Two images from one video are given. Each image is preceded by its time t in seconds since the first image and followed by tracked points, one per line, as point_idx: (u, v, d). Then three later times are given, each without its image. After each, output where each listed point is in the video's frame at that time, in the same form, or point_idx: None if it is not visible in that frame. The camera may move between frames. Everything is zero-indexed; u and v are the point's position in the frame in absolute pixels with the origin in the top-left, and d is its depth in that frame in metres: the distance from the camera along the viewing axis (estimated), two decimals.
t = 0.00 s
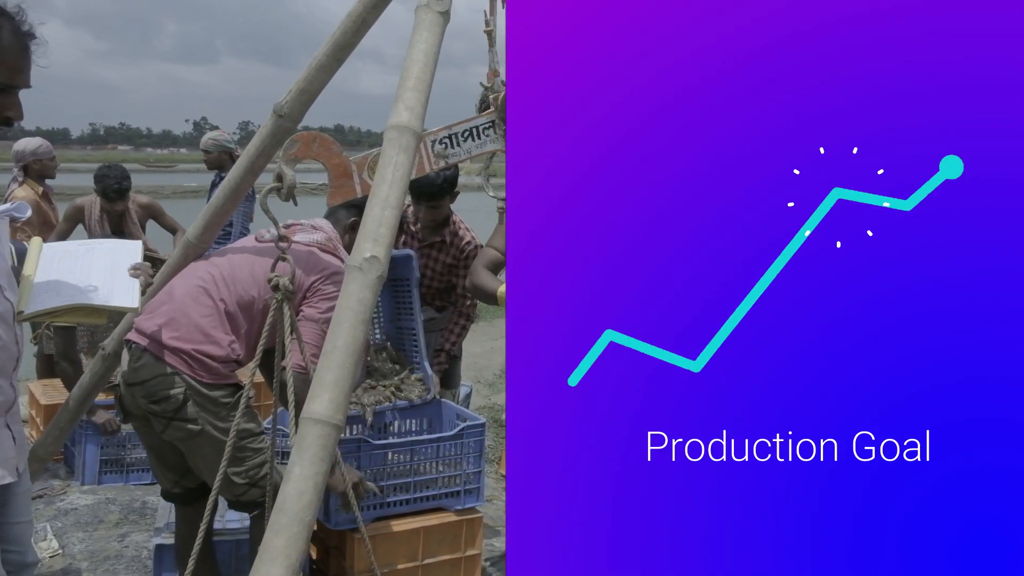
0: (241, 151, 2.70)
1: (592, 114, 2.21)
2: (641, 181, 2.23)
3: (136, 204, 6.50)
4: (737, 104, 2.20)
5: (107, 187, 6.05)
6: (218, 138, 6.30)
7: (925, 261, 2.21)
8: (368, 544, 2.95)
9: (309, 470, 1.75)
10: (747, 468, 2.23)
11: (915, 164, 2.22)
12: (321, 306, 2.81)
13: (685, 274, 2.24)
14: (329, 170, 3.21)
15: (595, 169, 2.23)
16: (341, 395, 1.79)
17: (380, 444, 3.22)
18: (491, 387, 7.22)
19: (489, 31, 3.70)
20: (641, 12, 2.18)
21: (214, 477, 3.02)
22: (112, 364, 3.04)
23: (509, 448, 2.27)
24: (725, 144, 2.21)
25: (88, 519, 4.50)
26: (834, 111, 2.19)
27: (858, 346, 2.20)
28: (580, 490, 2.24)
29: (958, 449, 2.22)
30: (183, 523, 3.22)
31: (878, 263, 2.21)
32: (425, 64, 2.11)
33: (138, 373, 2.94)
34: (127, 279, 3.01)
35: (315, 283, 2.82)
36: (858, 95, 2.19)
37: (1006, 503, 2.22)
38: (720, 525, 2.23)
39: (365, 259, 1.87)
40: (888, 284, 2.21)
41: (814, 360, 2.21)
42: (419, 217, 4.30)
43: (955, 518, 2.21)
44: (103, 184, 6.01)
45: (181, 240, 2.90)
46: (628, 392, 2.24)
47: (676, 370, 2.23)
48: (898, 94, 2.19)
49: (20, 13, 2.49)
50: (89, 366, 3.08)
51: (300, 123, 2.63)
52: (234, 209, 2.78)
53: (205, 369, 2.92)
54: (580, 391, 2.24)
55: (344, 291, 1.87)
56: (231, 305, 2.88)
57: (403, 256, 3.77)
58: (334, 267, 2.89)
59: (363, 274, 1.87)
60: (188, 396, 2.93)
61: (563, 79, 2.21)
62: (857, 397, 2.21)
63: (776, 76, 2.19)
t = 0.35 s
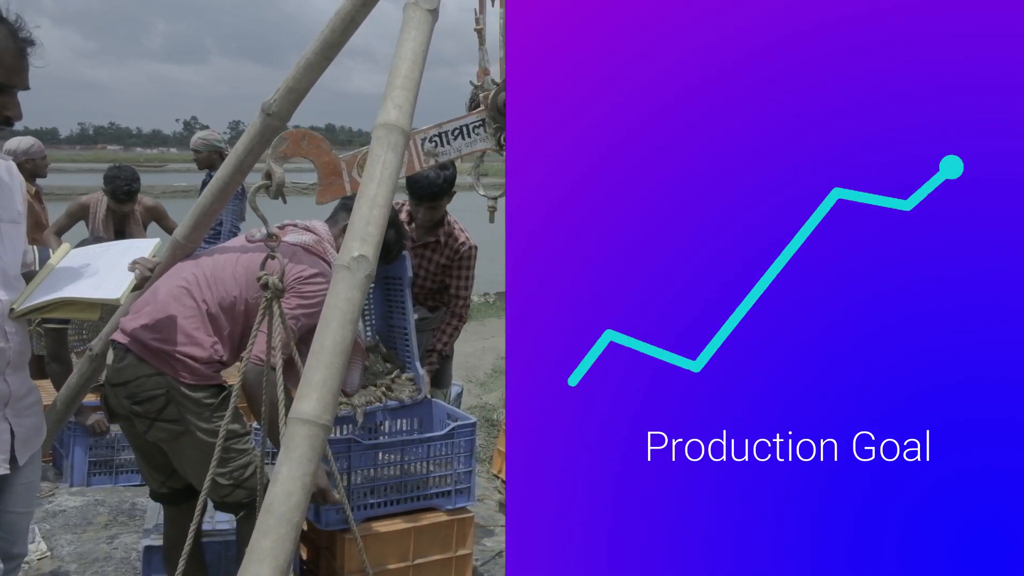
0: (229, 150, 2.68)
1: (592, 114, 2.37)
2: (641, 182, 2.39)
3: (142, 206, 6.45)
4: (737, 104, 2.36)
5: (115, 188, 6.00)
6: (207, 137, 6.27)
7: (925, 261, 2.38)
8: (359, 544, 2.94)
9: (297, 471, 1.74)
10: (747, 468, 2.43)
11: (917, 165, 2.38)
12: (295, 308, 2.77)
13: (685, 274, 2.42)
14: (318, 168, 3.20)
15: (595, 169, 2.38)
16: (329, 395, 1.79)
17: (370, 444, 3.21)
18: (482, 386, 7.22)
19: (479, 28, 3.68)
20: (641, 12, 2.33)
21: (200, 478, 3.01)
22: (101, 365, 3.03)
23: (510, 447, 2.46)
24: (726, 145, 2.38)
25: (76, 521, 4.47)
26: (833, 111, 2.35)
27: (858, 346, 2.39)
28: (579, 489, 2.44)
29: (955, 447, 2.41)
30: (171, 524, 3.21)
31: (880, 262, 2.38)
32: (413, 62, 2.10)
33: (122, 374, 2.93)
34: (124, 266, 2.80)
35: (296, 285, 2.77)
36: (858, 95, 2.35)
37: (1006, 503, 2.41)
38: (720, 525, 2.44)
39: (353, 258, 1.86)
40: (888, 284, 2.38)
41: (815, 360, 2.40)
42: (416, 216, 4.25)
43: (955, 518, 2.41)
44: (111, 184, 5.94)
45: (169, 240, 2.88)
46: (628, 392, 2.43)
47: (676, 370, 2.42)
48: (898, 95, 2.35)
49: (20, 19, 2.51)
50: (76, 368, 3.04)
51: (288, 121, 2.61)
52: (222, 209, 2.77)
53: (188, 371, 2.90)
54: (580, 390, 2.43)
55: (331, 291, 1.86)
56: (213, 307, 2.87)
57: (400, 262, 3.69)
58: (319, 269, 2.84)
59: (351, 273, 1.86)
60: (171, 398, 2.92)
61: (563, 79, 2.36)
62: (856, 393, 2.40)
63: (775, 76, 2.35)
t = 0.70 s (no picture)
0: (216, 148, 2.66)
1: (592, 114, 2.36)
2: (641, 182, 2.38)
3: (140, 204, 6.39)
4: (737, 104, 2.36)
5: (113, 183, 5.96)
6: (195, 135, 6.24)
7: (925, 261, 2.37)
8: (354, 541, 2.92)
9: (285, 470, 1.72)
10: (747, 468, 2.43)
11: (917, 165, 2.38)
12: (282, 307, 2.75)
13: (685, 274, 2.41)
14: (306, 163, 3.19)
15: (595, 169, 2.38)
16: (317, 393, 1.78)
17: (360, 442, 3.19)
18: (472, 384, 7.22)
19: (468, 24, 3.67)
20: (641, 12, 2.32)
21: (185, 477, 2.99)
22: (86, 364, 3.02)
23: (509, 448, 2.46)
24: (726, 145, 2.37)
25: (63, 521, 4.44)
26: (833, 111, 2.35)
27: (858, 346, 2.39)
28: (579, 490, 2.44)
29: (956, 447, 2.40)
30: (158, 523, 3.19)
31: (881, 262, 2.38)
32: (401, 59, 2.09)
33: (106, 372, 2.91)
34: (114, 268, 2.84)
35: (283, 283, 2.75)
36: (858, 95, 2.34)
37: (1006, 503, 2.40)
38: (720, 525, 2.43)
39: (340, 256, 1.85)
40: (888, 284, 2.38)
41: (814, 360, 2.40)
42: (420, 213, 4.18)
43: (955, 518, 2.40)
44: (109, 180, 5.90)
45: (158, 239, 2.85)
46: (628, 392, 2.43)
47: (676, 370, 2.42)
48: (898, 95, 2.34)
49: (20, 22, 2.56)
50: (61, 366, 3.03)
51: (277, 118, 2.60)
52: (210, 206, 2.75)
53: (173, 370, 2.87)
54: (581, 390, 2.43)
55: (318, 288, 1.85)
56: (198, 307, 2.84)
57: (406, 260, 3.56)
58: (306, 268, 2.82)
59: (338, 270, 1.85)
60: (156, 396, 2.89)
61: (563, 79, 2.35)
62: (857, 393, 2.40)
63: (775, 76, 2.34)
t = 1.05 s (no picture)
0: (206, 143, 2.64)
1: (592, 114, 2.36)
2: (641, 181, 2.37)
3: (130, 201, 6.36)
4: (737, 104, 2.34)
5: (105, 179, 5.93)
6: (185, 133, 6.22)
7: (925, 261, 2.36)
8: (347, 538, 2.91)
9: (275, 466, 1.72)
10: (747, 468, 2.41)
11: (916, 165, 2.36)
12: (270, 302, 2.75)
13: (685, 274, 2.40)
14: (295, 156, 3.17)
15: (595, 169, 2.37)
16: (307, 389, 1.77)
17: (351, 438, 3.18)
18: (463, 381, 7.22)
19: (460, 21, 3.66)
20: (641, 12, 2.32)
21: (176, 473, 2.98)
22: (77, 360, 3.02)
23: (509, 448, 2.45)
24: (726, 144, 2.36)
25: (52, 519, 4.41)
26: (833, 111, 2.34)
27: (858, 346, 2.37)
28: (579, 490, 2.42)
29: (956, 448, 2.39)
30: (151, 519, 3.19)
31: (881, 262, 2.36)
32: (392, 55, 2.08)
33: (98, 367, 2.91)
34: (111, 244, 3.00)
35: (273, 279, 2.75)
36: (858, 95, 2.33)
37: (1006, 503, 2.38)
38: (720, 525, 2.41)
39: (331, 252, 1.84)
40: (888, 284, 2.36)
41: (815, 360, 2.38)
42: (427, 207, 4.15)
43: (955, 518, 2.39)
44: (101, 176, 5.86)
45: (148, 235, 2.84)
46: (628, 392, 2.42)
47: (676, 370, 2.41)
48: (898, 95, 2.33)
49: (10, 17, 2.54)
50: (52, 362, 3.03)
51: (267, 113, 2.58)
52: (200, 202, 2.73)
53: (163, 365, 2.87)
54: (581, 390, 2.42)
55: (309, 284, 1.84)
56: (190, 302, 2.82)
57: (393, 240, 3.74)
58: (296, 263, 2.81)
59: (328, 267, 1.84)
60: (147, 392, 2.89)
61: (563, 79, 2.36)
62: (857, 393, 2.38)
63: (775, 76, 2.33)
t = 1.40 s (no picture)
0: (199, 140, 2.64)
1: (592, 114, 2.36)
2: (641, 181, 2.38)
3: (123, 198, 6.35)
4: (737, 104, 2.35)
5: (99, 175, 5.92)
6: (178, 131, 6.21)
7: (925, 261, 2.37)
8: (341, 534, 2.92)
9: (270, 463, 1.72)
10: (747, 468, 2.42)
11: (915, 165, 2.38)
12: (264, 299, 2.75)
13: (685, 274, 2.41)
14: (289, 151, 3.18)
15: (595, 169, 2.38)
16: (303, 386, 1.78)
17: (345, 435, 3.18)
18: (457, 378, 7.23)
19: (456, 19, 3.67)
20: (641, 12, 2.32)
21: (169, 470, 2.97)
22: (69, 357, 3.01)
23: (509, 448, 2.45)
24: (727, 144, 2.36)
25: (45, 516, 4.40)
26: (833, 111, 2.34)
27: (858, 346, 2.38)
28: (579, 489, 2.43)
29: (956, 447, 2.40)
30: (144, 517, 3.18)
31: (881, 262, 2.37)
32: (387, 51, 2.08)
33: (90, 364, 2.90)
34: (92, 255, 3.39)
35: (267, 276, 2.75)
36: (858, 95, 2.34)
37: (1006, 503, 2.40)
38: (720, 525, 2.42)
39: (327, 249, 1.85)
40: (888, 284, 2.37)
41: (814, 360, 2.39)
42: (418, 208, 4.13)
43: (955, 518, 2.40)
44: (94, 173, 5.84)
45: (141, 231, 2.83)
46: (628, 392, 2.43)
47: (676, 370, 2.41)
48: (898, 95, 2.34)
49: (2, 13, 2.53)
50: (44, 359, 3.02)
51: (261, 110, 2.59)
52: (194, 198, 2.73)
53: (156, 362, 2.86)
54: (581, 391, 2.43)
55: (305, 282, 1.84)
56: (183, 299, 2.81)
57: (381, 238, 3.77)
58: (291, 264, 2.81)
59: (324, 263, 1.84)
60: (140, 389, 2.88)
61: (563, 79, 2.36)
62: (857, 393, 2.39)
63: (776, 76, 2.34)
